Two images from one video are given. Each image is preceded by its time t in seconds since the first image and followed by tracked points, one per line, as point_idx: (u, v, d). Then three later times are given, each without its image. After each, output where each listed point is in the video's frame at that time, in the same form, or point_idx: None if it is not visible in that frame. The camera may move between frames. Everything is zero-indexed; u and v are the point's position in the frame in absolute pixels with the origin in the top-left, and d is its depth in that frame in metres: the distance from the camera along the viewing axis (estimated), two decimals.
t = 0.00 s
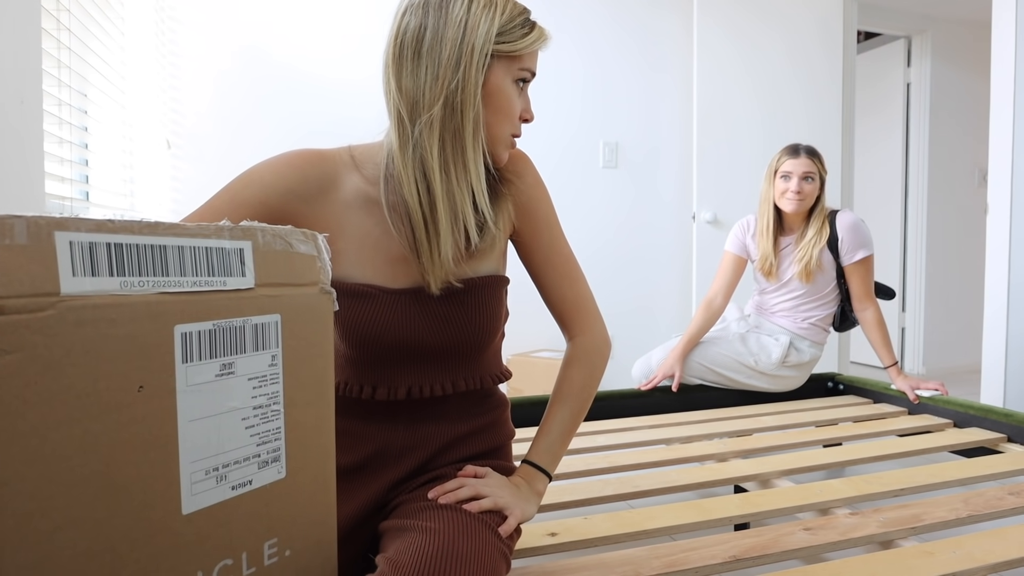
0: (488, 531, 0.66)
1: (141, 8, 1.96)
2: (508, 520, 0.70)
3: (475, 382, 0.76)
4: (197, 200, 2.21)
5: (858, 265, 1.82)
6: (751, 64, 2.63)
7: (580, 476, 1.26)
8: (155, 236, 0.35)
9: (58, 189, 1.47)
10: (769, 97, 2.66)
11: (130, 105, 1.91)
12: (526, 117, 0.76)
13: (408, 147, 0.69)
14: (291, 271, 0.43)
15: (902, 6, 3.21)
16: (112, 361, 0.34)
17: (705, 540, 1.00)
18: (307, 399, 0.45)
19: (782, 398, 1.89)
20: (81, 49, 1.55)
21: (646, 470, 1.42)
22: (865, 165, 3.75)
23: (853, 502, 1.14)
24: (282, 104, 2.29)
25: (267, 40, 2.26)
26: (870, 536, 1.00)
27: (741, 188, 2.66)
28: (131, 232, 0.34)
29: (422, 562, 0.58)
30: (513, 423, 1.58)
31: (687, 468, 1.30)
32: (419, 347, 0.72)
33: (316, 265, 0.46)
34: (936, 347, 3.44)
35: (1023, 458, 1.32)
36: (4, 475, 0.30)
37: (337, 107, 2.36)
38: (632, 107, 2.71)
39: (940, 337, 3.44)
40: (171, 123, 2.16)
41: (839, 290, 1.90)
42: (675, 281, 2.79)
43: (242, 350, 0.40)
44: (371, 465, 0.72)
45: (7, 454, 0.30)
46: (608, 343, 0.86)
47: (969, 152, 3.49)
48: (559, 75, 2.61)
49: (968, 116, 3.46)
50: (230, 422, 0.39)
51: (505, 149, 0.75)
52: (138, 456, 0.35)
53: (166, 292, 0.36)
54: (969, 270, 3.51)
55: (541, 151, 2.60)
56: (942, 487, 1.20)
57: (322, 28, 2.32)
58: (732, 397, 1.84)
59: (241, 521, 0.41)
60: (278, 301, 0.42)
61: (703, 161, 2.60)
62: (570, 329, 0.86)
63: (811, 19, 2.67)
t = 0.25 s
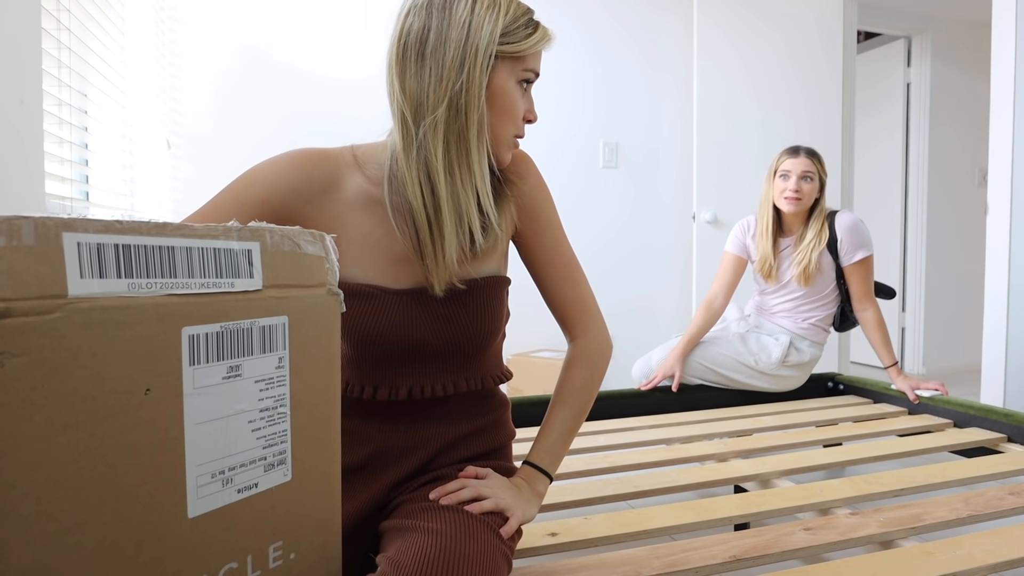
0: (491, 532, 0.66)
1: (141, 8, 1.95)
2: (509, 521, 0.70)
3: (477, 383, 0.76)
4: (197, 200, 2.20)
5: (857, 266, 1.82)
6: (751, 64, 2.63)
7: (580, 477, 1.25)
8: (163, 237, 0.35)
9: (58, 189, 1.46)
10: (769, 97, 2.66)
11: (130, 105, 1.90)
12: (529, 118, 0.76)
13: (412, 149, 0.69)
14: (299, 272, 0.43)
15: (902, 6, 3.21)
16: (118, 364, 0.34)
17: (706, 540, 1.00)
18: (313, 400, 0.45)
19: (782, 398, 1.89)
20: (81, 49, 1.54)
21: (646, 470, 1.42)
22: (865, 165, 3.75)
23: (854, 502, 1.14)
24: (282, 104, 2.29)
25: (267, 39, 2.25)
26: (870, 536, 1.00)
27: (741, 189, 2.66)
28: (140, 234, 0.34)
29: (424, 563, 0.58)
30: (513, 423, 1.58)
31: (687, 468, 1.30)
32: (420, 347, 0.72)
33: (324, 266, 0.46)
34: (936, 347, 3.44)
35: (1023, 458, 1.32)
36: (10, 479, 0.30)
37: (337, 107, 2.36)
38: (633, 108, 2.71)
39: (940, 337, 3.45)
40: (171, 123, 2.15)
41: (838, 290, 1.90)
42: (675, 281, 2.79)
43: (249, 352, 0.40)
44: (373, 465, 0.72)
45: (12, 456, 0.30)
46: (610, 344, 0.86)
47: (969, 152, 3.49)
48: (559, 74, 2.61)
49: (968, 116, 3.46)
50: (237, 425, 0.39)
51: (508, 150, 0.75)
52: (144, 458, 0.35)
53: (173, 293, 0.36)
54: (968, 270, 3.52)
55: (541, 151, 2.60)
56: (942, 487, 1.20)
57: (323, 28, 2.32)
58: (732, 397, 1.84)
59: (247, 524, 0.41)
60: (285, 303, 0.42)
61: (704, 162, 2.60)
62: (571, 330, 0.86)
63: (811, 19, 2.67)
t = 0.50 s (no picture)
0: (491, 533, 0.66)
1: (142, 9, 1.95)
2: (509, 521, 0.70)
3: (477, 384, 0.76)
4: (197, 200, 2.20)
5: (853, 268, 1.82)
6: (751, 64, 2.63)
7: (580, 476, 1.25)
8: (162, 237, 0.35)
9: (58, 189, 1.46)
10: (769, 97, 2.66)
11: (130, 105, 1.90)
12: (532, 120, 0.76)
13: (415, 149, 0.69)
14: (298, 271, 0.43)
15: (902, 6, 3.21)
16: (117, 363, 0.34)
17: (705, 540, 1.00)
18: (313, 400, 0.45)
19: (782, 398, 1.89)
20: (81, 49, 1.54)
21: (646, 470, 1.42)
22: (865, 165, 3.75)
23: (853, 502, 1.14)
24: (283, 104, 2.29)
25: (268, 40, 2.25)
26: (870, 536, 1.00)
27: (741, 189, 2.66)
28: (139, 233, 0.34)
29: (424, 563, 0.58)
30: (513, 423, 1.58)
31: (687, 468, 1.30)
32: (420, 347, 0.72)
33: (323, 266, 0.46)
34: (936, 347, 3.44)
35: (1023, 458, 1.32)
36: (10, 477, 0.30)
37: (337, 107, 2.36)
38: (633, 108, 2.71)
39: (940, 337, 3.45)
40: (171, 123, 2.15)
41: (836, 292, 1.90)
42: (675, 282, 2.79)
43: (248, 352, 0.40)
44: (374, 465, 0.72)
45: (12, 455, 0.30)
46: (610, 344, 0.86)
47: (969, 152, 3.49)
48: (558, 74, 2.60)
49: (968, 116, 3.46)
50: (236, 424, 0.39)
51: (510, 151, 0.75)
52: (143, 458, 0.35)
53: (172, 294, 0.36)
54: (969, 270, 3.52)
55: (541, 151, 2.60)
56: (942, 487, 1.20)
57: (323, 28, 2.32)
58: (732, 397, 1.84)
59: (246, 524, 0.41)
60: (285, 303, 0.42)
61: (704, 162, 2.60)
62: (572, 331, 0.86)
63: (812, 19, 2.67)
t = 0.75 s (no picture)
0: (491, 533, 0.66)
1: (142, 9, 1.96)
2: (509, 521, 0.70)
3: (477, 384, 0.76)
4: (196, 200, 2.20)
5: (851, 269, 1.81)
6: (751, 64, 2.63)
7: (580, 476, 1.25)
8: (162, 237, 0.35)
9: (58, 189, 1.46)
10: (769, 97, 2.66)
11: (130, 105, 1.90)
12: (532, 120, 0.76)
13: (415, 150, 0.69)
14: (298, 271, 0.43)
15: (902, 6, 3.21)
16: (117, 363, 0.34)
17: (705, 540, 1.00)
18: (312, 400, 0.45)
19: (783, 398, 1.89)
20: (81, 49, 1.54)
21: (646, 470, 1.42)
22: (865, 165, 3.75)
23: (853, 502, 1.14)
24: (283, 104, 2.29)
25: (267, 40, 2.25)
26: (870, 536, 1.00)
27: (741, 189, 2.66)
28: (139, 233, 0.34)
29: (425, 563, 0.58)
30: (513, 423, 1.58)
31: (687, 468, 1.30)
32: (420, 347, 0.72)
33: (323, 266, 0.46)
34: (936, 347, 3.44)
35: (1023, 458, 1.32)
36: (10, 477, 0.30)
37: (337, 107, 2.36)
38: (633, 108, 2.71)
39: (940, 337, 3.45)
40: (171, 123, 2.15)
41: (833, 294, 1.90)
42: (675, 282, 2.79)
43: (248, 352, 0.40)
44: (374, 465, 0.72)
45: (13, 455, 0.30)
46: (611, 344, 0.86)
47: (969, 152, 3.49)
48: (558, 74, 2.60)
49: (968, 116, 3.46)
50: (236, 424, 0.39)
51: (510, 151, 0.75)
52: (143, 457, 0.35)
53: (172, 293, 0.36)
54: (969, 270, 3.52)
55: (541, 150, 2.60)
56: (942, 487, 1.20)
57: (323, 28, 2.32)
58: (732, 397, 1.84)
59: (246, 524, 0.41)
60: (284, 303, 0.42)
61: (704, 162, 2.60)
62: (572, 331, 0.85)
63: (812, 19, 2.67)
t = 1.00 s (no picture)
0: (491, 533, 0.66)
1: (142, 9, 1.96)
2: (510, 521, 0.70)
3: (477, 383, 0.76)
4: (196, 200, 2.20)
5: (852, 268, 1.81)
6: (751, 64, 2.64)
7: (581, 476, 1.25)
8: (161, 236, 0.35)
9: (58, 189, 1.47)
10: (768, 97, 2.66)
11: (130, 105, 1.91)
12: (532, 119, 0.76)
13: (417, 151, 0.69)
14: (296, 271, 0.43)
15: (902, 6, 3.21)
16: (115, 362, 0.34)
17: (705, 540, 1.00)
18: (310, 399, 0.45)
19: (783, 398, 1.89)
20: (81, 49, 1.55)
21: (646, 470, 1.42)
22: (865, 165, 3.75)
23: (854, 502, 1.14)
24: (283, 104, 2.29)
25: (267, 40, 2.25)
26: (870, 536, 1.00)
27: (741, 189, 2.66)
28: (137, 233, 0.34)
29: (426, 563, 0.58)
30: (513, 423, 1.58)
31: (687, 468, 1.30)
32: (420, 347, 0.72)
33: (321, 265, 0.46)
34: (936, 347, 3.44)
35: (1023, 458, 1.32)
36: (7, 476, 0.30)
37: (337, 107, 2.36)
38: (633, 108, 2.71)
39: (940, 337, 3.45)
40: (171, 123, 2.15)
41: (834, 294, 1.90)
42: (675, 282, 2.79)
43: (246, 351, 0.40)
44: (373, 465, 0.72)
45: (11, 454, 0.30)
46: (611, 344, 0.86)
47: (969, 152, 3.49)
48: (558, 74, 2.60)
49: (968, 116, 3.46)
50: (234, 423, 0.39)
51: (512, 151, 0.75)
52: (140, 456, 0.35)
53: (170, 293, 0.36)
54: (969, 270, 3.52)
55: (540, 150, 2.60)
56: (942, 487, 1.20)
57: (322, 28, 2.32)
58: (732, 397, 1.84)
59: (244, 523, 0.41)
60: (282, 302, 0.42)
61: (704, 161, 2.60)
62: (573, 332, 0.85)
63: (811, 19, 2.67)
